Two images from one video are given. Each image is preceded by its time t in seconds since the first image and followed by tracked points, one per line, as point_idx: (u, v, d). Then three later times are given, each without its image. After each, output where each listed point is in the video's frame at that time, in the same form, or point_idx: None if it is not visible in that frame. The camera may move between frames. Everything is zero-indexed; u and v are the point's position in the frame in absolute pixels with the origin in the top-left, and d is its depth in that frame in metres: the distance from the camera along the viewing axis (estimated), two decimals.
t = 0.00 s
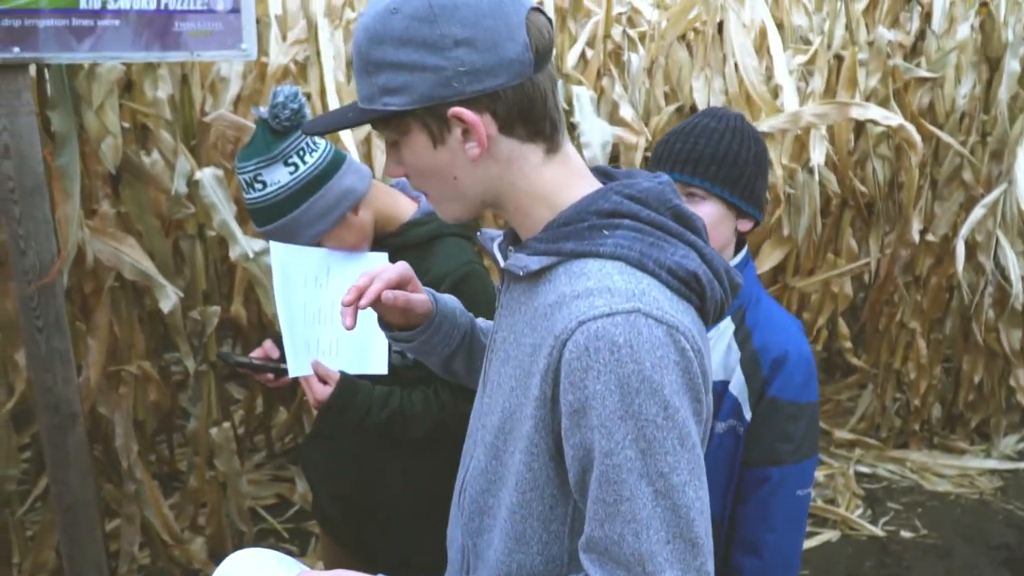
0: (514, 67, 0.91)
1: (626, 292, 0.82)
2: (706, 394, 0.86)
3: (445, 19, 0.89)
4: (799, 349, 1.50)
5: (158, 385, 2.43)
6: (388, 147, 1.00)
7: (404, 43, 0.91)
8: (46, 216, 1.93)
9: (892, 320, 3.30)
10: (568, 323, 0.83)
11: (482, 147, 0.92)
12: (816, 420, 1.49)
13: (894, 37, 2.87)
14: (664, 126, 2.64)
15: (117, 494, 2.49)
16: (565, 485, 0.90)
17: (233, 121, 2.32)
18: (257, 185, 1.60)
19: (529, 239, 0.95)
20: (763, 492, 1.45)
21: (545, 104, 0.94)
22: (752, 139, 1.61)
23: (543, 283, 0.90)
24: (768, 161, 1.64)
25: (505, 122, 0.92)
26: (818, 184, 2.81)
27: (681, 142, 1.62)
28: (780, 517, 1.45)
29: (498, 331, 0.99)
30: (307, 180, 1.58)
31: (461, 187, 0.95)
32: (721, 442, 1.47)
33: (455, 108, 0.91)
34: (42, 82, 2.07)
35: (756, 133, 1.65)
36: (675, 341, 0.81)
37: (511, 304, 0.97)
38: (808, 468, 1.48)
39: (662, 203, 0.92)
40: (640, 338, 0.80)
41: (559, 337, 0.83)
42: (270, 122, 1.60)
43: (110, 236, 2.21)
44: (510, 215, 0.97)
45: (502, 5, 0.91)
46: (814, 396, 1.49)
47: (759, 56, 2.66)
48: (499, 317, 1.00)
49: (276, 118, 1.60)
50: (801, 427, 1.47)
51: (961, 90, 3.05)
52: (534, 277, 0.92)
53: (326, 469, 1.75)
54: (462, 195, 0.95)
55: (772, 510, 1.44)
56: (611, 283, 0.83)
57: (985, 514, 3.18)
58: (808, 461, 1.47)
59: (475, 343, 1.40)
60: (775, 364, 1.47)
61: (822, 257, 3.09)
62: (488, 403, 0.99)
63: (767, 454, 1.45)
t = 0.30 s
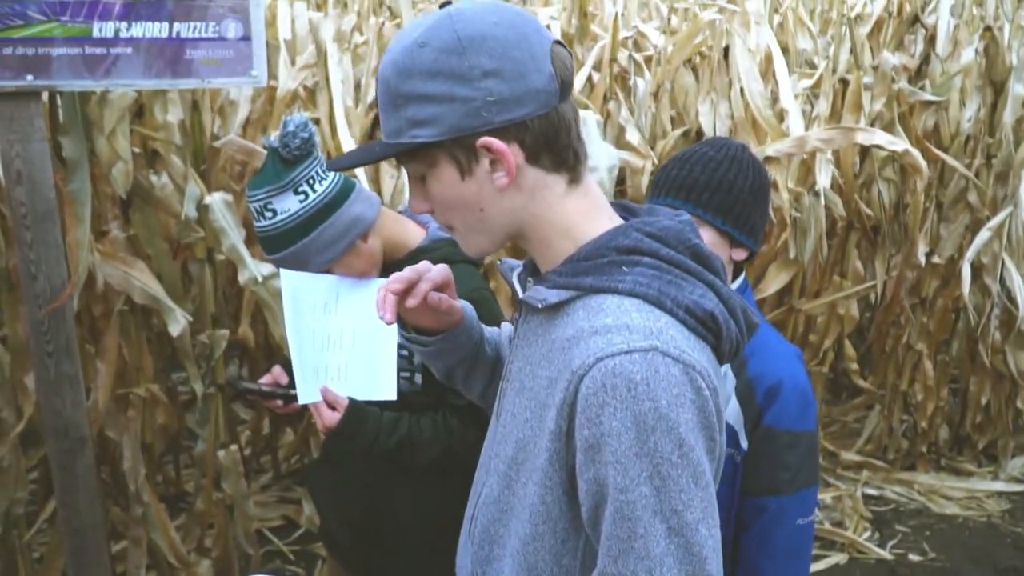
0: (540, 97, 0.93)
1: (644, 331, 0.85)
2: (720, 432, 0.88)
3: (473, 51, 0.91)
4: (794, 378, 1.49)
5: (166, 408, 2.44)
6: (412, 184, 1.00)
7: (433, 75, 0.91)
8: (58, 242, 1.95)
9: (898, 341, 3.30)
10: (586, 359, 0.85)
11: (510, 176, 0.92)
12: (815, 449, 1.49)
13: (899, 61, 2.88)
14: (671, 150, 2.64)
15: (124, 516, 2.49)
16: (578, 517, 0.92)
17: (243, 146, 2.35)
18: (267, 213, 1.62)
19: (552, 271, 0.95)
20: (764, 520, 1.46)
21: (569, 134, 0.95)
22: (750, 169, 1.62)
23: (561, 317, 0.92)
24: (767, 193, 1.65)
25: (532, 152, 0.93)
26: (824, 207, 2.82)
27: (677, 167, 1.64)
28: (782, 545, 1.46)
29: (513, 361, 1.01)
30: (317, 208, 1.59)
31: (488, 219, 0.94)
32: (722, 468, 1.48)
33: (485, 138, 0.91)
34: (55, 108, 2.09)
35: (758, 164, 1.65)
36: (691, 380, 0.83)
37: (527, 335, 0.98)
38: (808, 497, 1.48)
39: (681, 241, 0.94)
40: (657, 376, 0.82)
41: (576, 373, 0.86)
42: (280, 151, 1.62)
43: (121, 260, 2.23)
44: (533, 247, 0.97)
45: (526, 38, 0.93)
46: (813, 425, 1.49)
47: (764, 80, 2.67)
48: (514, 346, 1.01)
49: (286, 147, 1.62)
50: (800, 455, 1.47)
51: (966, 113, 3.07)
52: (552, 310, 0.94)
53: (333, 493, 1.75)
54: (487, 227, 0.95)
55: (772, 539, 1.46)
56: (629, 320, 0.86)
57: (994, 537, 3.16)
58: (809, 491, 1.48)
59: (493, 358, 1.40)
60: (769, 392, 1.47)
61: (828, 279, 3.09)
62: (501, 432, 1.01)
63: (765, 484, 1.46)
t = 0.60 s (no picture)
0: (559, 132, 0.95)
1: (672, 371, 0.86)
2: (740, 474, 0.90)
3: (491, 92, 0.92)
4: (793, 408, 1.49)
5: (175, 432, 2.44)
6: (436, 233, 1.00)
7: (454, 119, 0.92)
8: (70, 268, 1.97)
9: (905, 364, 3.29)
10: (613, 396, 0.87)
11: (538, 212, 0.93)
12: (815, 479, 1.49)
13: (905, 86, 2.89)
14: (677, 174, 2.65)
15: (131, 540, 2.48)
16: (595, 553, 0.93)
17: (253, 171, 2.34)
18: (278, 242, 1.65)
19: (581, 306, 0.96)
20: (762, 549, 1.46)
21: (588, 166, 0.97)
22: (752, 203, 1.64)
23: (587, 352, 0.94)
24: (769, 226, 1.66)
25: (555, 187, 0.94)
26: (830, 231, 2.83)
27: (679, 198, 1.66)
28: None
29: (535, 393, 1.02)
30: (328, 238, 1.62)
31: (518, 257, 0.94)
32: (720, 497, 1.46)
33: (510, 174, 0.92)
34: (68, 135, 2.11)
35: (762, 197, 1.67)
36: (717, 422, 0.85)
37: (551, 367, 1.00)
38: (807, 527, 1.48)
39: (707, 281, 0.97)
40: (684, 416, 0.83)
41: (603, 409, 0.87)
42: (291, 180, 1.65)
43: (131, 284, 2.24)
44: (563, 284, 0.98)
45: (539, 77, 0.95)
46: (812, 454, 1.49)
47: (770, 105, 2.68)
48: (537, 379, 1.03)
49: (297, 176, 1.64)
50: (799, 485, 1.46)
51: (972, 137, 3.08)
52: (578, 344, 0.96)
53: (341, 520, 1.74)
54: (520, 266, 0.95)
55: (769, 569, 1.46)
56: (657, 359, 0.87)
57: (1003, 562, 3.13)
58: (808, 520, 1.47)
59: (497, 371, 1.43)
60: (769, 422, 1.46)
61: (834, 302, 3.09)
62: (519, 462, 1.02)
63: (766, 513, 1.45)
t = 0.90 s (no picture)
0: (580, 169, 0.98)
1: (703, 410, 0.88)
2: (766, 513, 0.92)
3: (513, 133, 0.96)
4: (800, 437, 1.48)
5: (184, 456, 2.44)
6: (460, 277, 1.01)
7: (479, 161, 0.95)
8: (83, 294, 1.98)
9: (914, 387, 3.28)
10: (645, 435, 0.89)
11: (565, 248, 0.95)
12: (820, 509, 1.46)
13: (912, 110, 2.90)
14: (686, 199, 2.66)
15: (138, 564, 2.48)
16: None
17: (264, 197, 2.35)
18: (291, 271, 1.66)
19: (607, 343, 0.99)
20: None
21: (608, 202, 1.00)
22: (757, 234, 1.65)
23: (616, 390, 0.96)
24: (774, 258, 1.68)
25: (579, 223, 0.97)
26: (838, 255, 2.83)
27: (683, 227, 1.68)
28: None
29: (560, 429, 1.04)
30: (341, 267, 1.64)
31: (545, 298, 0.96)
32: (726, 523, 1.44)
33: (538, 213, 0.94)
34: (82, 162, 2.13)
35: (769, 230, 1.68)
36: (746, 462, 0.87)
37: (577, 403, 1.02)
38: (813, 557, 1.45)
39: (732, 319, 1.00)
40: (715, 456, 0.85)
41: (635, 447, 0.89)
42: (304, 210, 1.67)
43: (142, 309, 2.25)
44: (588, 322, 1.00)
45: (556, 118, 0.99)
46: (818, 484, 1.47)
47: (777, 130, 2.70)
48: (560, 414, 1.05)
49: (311, 205, 1.67)
50: (804, 514, 1.44)
51: (979, 160, 3.08)
52: (606, 381, 0.98)
53: (353, 547, 1.75)
54: (549, 306, 0.96)
55: None
56: (687, 399, 0.90)
57: None
58: (814, 549, 1.45)
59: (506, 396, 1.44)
60: (779, 448, 1.43)
61: (842, 325, 3.08)
62: (543, 496, 1.04)
63: (774, 541, 1.42)
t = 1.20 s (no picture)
0: (601, 202, 1.01)
1: (731, 445, 0.89)
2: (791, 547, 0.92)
3: (534, 169, 0.99)
4: (810, 463, 1.45)
5: (193, 480, 2.44)
6: (484, 314, 1.02)
7: (502, 197, 0.98)
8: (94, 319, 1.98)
9: (923, 409, 3.27)
10: (673, 470, 0.89)
11: (589, 281, 0.97)
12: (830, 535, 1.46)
13: (919, 133, 2.90)
14: (695, 222, 2.66)
15: None
16: None
17: (274, 221, 2.34)
18: (304, 298, 1.69)
19: (632, 376, 0.99)
20: None
21: (628, 234, 1.03)
22: (764, 263, 1.66)
23: (640, 424, 0.97)
24: (781, 288, 1.68)
25: (601, 255, 0.99)
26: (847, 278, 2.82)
27: (689, 255, 1.70)
28: None
29: (581, 462, 1.05)
30: (353, 293, 1.67)
31: (570, 331, 0.98)
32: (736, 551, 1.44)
33: (561, 246, 0.97)
34: (94, 188, 2.14)
35: (778, 259, 1.68)
36: (773, 498, 0.87)
37: (600, 436, 1.03)
38: None
39: (755, 351, 1.00)
40: (743, 492, 0.86)
41: (663, 482, 0.90)
42: (317, 238, 1.71)
43: (153, 333, 2.25)
44: (609, 354, 1.02)
45: (574, 152, 1.03)
46: (827, 511, 1.46)
47: (785, 153, 2.70)
48: (581, 446, 1.05)
49: (324, 233, 1.71)
50: (813, 541, 1.43)
51: (986, 183, 3.08)
52: (630, 415, 0.98)
53: None
54: (574, 339, 0.99)
55: None
56: (715, 434, 0.90)
57: None
58: None
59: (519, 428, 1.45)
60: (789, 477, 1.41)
61: (851, 347, 3.07)
62: (565, 529, 1.04)
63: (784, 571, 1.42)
